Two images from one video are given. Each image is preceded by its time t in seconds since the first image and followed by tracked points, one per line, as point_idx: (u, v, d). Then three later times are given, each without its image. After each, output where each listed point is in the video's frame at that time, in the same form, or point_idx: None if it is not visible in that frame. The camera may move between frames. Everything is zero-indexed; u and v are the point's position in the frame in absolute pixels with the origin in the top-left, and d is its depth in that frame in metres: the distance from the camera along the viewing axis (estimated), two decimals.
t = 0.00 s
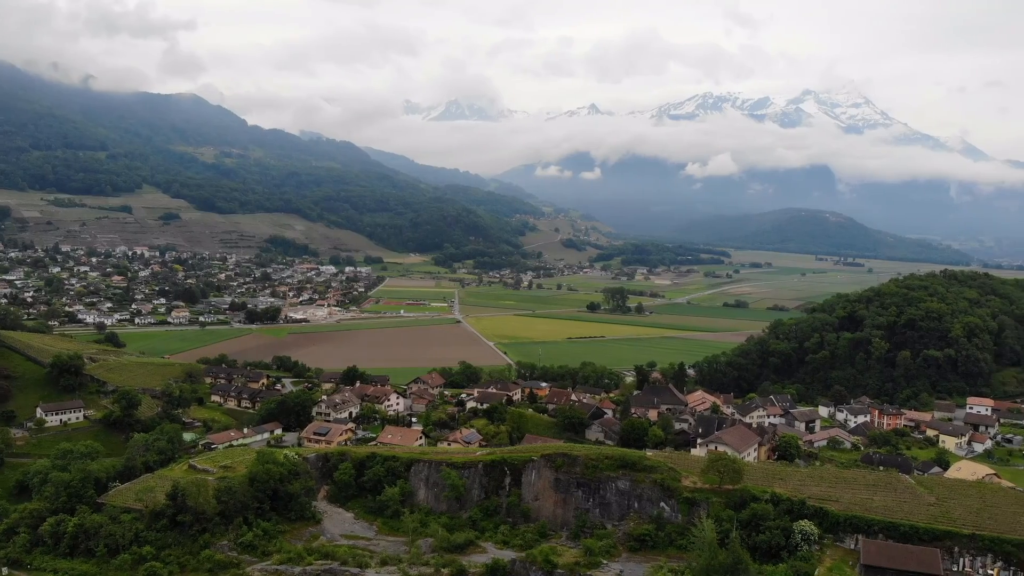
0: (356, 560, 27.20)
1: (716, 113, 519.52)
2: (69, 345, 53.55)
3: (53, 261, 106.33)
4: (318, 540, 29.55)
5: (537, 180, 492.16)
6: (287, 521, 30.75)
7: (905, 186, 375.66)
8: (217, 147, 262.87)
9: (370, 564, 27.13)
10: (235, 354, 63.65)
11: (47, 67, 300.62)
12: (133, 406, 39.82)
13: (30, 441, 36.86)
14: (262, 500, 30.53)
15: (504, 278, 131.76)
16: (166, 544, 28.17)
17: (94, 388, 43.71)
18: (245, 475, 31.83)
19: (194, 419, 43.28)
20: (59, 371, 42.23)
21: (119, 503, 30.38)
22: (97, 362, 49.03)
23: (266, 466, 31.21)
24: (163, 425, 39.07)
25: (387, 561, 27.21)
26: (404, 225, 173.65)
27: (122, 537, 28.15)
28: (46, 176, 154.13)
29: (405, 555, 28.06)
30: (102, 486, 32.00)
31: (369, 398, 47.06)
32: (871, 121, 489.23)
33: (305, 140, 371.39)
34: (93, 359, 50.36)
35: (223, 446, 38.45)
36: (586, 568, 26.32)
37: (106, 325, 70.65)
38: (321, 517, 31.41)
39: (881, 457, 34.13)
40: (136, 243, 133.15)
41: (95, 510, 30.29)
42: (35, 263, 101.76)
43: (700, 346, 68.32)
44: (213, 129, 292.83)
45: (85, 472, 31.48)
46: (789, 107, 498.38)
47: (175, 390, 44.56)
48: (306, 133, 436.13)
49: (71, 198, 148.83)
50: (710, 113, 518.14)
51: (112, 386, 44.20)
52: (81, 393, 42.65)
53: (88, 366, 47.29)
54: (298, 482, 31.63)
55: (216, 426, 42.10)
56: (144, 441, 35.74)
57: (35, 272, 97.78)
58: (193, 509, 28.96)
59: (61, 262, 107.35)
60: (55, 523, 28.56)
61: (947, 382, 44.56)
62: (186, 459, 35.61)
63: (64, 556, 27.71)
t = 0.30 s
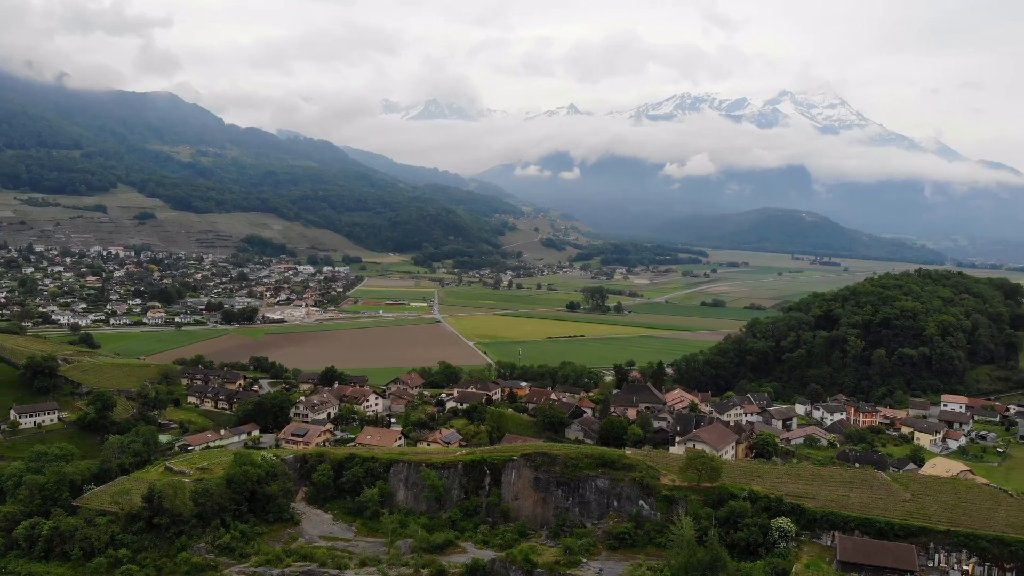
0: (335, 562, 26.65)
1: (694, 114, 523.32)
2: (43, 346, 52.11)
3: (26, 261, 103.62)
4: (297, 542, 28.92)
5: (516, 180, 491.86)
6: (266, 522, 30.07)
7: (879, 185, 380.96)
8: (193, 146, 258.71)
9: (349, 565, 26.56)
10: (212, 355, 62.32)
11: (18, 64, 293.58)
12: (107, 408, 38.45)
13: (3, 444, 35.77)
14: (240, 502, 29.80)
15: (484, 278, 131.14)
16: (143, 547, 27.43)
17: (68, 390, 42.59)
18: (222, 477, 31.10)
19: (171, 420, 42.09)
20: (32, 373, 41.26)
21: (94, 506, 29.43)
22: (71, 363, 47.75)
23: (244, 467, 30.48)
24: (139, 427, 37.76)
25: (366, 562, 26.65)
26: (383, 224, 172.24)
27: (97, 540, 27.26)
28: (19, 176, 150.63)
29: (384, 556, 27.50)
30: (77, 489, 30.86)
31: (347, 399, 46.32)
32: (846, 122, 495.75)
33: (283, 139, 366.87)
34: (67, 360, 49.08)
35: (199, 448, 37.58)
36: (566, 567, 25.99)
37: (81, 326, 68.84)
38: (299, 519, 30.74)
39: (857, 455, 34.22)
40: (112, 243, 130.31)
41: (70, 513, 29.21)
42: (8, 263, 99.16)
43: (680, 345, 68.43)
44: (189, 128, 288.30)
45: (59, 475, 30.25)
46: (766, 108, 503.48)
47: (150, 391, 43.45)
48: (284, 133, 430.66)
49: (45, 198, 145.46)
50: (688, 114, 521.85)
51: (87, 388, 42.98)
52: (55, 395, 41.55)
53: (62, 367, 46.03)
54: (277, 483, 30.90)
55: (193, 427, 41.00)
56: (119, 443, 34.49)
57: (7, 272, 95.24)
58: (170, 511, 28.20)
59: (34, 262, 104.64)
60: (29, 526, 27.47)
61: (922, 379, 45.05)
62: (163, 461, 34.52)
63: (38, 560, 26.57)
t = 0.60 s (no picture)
0: (312, 564, 25.98)
1: (670, 114, 527.30)
2: (13, 347, 50.40)
3: None
4: (274, 544, 28.24)
5: (494, 179, 491.11)
6: (242, 525, 29.24)
7: (853, 185, 387.84)
8: (167, 145, 253.84)
9: (326, 567, 25.92)
10: (185, 357, 60.83)
11: None
12: (80, 410, 37.28)
13: None
14: (215, 504, 28.93)
15: (462, 277, 130.48)
16: (117, 550, 26.52)
17: (40, 392, 41.34)
18: (197, 479, 30.21)
19: (145, 422, 40.86)
20: (3, 374, 39.62)
21: (67, 509, 28.47)
22: (42, 364, 46.24)
23: (219, 469, 29.61)
24: (112, 428, 36.53)
25: (343, 564, 26.05)
26: (359, 224, 170.70)
27: (70, 544, 26.35)
28: None
29: (362, 557, 26.92)
30: (49, 492, 30.04)
31: (323, 400, 45.51)
32: (819, 123, 503.73)
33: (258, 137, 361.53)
34: (39, 361, 47.55)
35: (174, 450, 36.59)
36: (544, 566, 25.63)
37: (52, 327, 66.77)
38: (276, 521, 30.00)
39: (831, 453, 34.35)
40: (84, 242, 127.10)
41: (41, 517, 28.36)
42: None
43: (657, 344, 68.66)
44: (162, 126, 282.95)
45: (31, 478, 29.46)
46: (741, 109, 509.26)
47: (124, 392, 42.06)
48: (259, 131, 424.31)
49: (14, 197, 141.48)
50: (665, 114, 525.39)
51: (59, 390, 41.86)
52: (26, 397, 40.25)
53: (33, 369, 44.53)
54: (253, 485, 30.07)
55: (167, 429, 39.83)
56: (92, 445, 33.36)
57: None
58: (145, 513, 27.26)
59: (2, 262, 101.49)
60: None
61: (894, 377, 45.59)
62: (137, 463, 33.51)
63: (10, 564, 25.72)
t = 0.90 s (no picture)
0: (288, 568, 25.36)
1: (646, 116, 530.99)
2: None
3: None
4: (249, 549, 27.48)
5: (472, 180, 490.08)
6: (216, 529, 28.46)
7: (826, 187, 393.92)
8: (139, 144, 248.88)
9: (302, 571, 25.30)
10: (159, 359, 59.44)
11: None
12: (52, 414, 36.16)
13: None
14: (190, 509, 28.05)
15: (439, 279, 129.69)
16: (90, 556, 25.60)
17: (10, 396, 40.09)
18: (172, 483, 29.29)
19: (117, 426, 39.72)
20: None
21: (39, 514, 27.60)
22: (12, 368, 44.88)
23: (193, 473, 28.65)
24: (84, 432, 35.48)
25: (320, 568, 25.45)
26: (335, 224, 168.96)
27: (43, 549, 25.54)
28: None
29: (339, 561, 26.34)
30: (20, 497, 29.18)
31: (299, 403, 44.69)
32: (793, 125, 511.02)
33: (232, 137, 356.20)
34: (8, 364, 46.13)
35: (147, 454, 35.55)
36: (522, 568, 25.30)
37: (21, 330, 64.78)
38: (251, 525, 29.24)
39: (806, 452, 34.54)
40: (54, 244, 123.91)
41: (12, 522, 27.51)
42: None
43: (634, 345, 68.88)
44: (134, 125, 277.43)
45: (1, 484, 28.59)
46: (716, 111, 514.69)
47: (96, 395, 40.83)
48: (233, 131, 417.97)
49: None
50: (640, 117, 528.88)
51: (30, 394, 40.60)
52: None
53: (2, 373, 43.20)
54: (228, 489, 29.25)
55: (141, 433, 38.78)
56: (64, 449, 32.30)
57: None
58: (117, 518, 26.34)
59: None
60: None
61: (867, 376, 46.16)
62: (110, 467, 32.59)
63: None
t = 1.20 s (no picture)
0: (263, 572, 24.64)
1: (621, 119, 534.80)
2: None
3: None
4: (222, 554, 26.75)
5: (448, 182, 488.56)
6: (189, 535, 27.70)
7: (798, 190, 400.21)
8: (109, 146, 243.82)
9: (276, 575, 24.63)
10: (131, 363, 57.96)
11: None
12: (21, 419, 35.04)
13: None
14: (162, 514, 27.29)
15: (415, 281, 128.83)
16: (61, 562, 24.74)
17: None
18: (144, 488, 28.55)
19: (88, 430, 38.60)
20: None
21: (9, 520, 26.58)
22: None
23: (166, 478, 27.93)
24: (54, 437, 34.47)
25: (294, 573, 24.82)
26: (310, 226, 166.97)
27: (12, 556, 24.61)
28: None
29: (313, 566, 25.74)
30: None
31: (273, 407, 43.80)
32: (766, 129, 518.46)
33: (205, 138, 350.59)
34: None
35: (119, 459, 34.55)
36: (498, 571, 24.94)
37: None
38: (224, 530, 28.53)
39: (780, 452, 34.77)
40: (22, 246, 120.57)
41: None
42: None
43: (611, 347, 68.98)
44: (104, 125, 271.72)
45: None
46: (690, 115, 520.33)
47: (67, 400, 39.71)
48: (206, 132, 411.07)
49: None
50: (616, 120, 532.32)
51: None
52: None
53: None
54: (201, 494, 28.56)
55: (112, 438, 37.73)
56: (33, 455, 31.39)
57: None
58: (89, 524, 25.51)
59: None
60: None
61: (840, 377, 46.72)
62: (81, 473, 31.68)
63: None
